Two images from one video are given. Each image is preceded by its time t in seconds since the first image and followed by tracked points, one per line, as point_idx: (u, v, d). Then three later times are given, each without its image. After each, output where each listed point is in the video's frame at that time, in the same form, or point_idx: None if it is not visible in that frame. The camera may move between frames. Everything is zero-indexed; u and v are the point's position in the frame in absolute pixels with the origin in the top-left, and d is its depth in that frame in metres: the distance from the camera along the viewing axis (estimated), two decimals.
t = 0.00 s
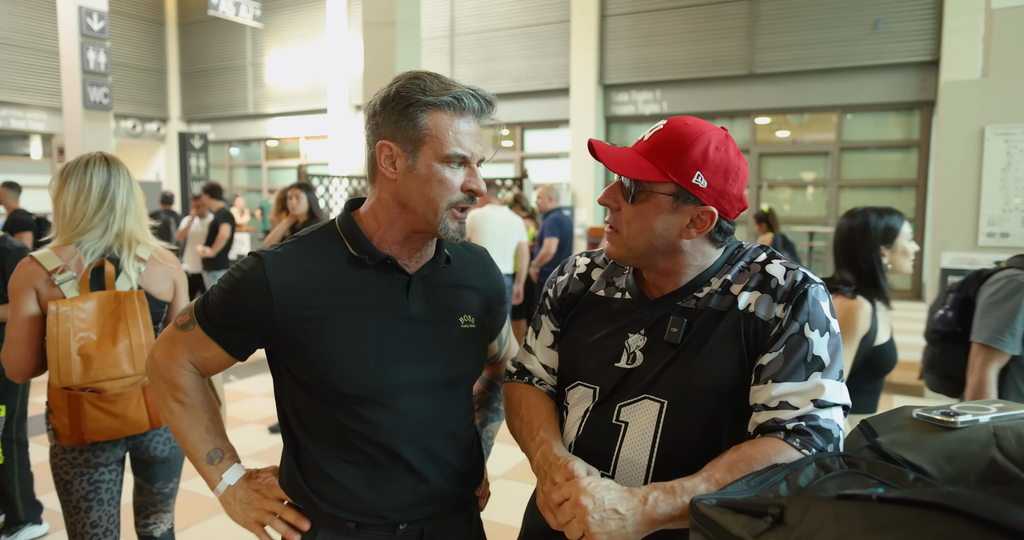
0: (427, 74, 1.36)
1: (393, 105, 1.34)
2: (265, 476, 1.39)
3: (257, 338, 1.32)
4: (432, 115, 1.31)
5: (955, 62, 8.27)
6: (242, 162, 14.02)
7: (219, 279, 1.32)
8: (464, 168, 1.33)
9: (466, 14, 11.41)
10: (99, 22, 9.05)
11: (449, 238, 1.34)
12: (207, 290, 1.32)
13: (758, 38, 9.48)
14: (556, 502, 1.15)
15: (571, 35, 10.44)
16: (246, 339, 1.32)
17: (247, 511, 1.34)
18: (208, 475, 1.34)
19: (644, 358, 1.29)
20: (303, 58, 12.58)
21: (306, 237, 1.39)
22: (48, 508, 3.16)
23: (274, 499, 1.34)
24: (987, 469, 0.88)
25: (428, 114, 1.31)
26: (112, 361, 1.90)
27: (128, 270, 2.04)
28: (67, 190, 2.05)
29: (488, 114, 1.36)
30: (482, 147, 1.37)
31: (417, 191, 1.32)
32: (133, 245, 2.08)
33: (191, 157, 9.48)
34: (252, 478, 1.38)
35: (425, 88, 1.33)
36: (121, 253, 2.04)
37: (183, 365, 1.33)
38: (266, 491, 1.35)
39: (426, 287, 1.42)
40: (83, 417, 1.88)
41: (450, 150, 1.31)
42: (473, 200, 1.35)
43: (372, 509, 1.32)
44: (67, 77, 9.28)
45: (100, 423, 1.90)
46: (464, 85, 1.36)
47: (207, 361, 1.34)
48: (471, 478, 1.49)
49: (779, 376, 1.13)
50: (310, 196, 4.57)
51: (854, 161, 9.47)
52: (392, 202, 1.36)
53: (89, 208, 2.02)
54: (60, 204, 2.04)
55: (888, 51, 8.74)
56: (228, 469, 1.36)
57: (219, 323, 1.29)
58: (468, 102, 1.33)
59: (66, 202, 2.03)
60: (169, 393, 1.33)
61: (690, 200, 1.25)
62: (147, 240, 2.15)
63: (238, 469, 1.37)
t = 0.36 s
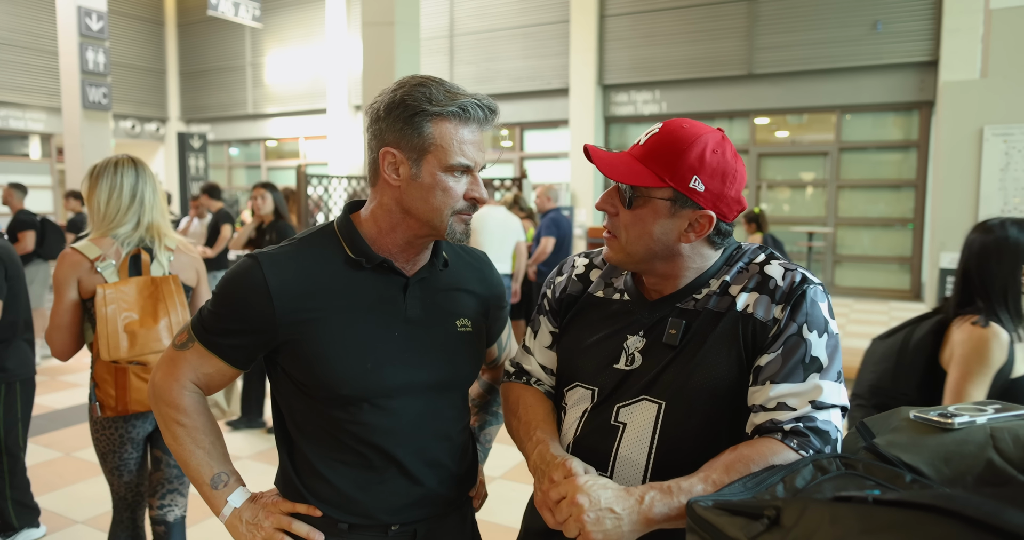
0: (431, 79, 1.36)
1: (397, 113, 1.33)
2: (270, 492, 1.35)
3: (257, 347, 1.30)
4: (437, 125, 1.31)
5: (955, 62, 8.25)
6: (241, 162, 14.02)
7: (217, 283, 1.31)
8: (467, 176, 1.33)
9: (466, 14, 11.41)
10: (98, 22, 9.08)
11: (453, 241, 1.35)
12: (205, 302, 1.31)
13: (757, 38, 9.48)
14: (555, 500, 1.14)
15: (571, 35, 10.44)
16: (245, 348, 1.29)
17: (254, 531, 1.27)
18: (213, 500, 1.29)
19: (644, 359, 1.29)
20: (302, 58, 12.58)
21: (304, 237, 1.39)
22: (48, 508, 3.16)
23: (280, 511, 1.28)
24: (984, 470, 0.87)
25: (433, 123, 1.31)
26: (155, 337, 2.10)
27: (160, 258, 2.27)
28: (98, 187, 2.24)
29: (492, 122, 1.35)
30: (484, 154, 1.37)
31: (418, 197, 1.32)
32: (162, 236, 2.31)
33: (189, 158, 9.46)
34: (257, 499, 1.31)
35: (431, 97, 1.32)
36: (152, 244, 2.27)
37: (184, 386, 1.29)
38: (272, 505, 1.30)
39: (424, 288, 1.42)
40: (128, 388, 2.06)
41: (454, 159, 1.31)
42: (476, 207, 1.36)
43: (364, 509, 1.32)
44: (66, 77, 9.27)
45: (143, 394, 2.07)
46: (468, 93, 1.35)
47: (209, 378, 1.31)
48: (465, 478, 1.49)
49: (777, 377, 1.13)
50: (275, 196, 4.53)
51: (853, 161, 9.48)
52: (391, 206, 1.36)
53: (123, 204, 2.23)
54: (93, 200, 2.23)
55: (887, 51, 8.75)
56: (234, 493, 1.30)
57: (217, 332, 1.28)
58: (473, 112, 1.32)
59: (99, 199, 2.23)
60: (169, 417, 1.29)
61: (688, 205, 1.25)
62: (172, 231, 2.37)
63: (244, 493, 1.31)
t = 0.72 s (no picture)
0: (428, 82, 1.35)
1: (394, 115, 1.32)
2: (267, 496, 1.36)
3: (254, 348, 1.30)
4: (433, 127, 1.30)
5: (954, 62, 8.25)
6: (240, 162, 14.01)
7: (213, 283, 1.31)
8: (463, 178, 1.33)
9: (465, 14, 11.41)
10: (97, 22, 9.09)
11: (450, 243, 1.35)
12: (199, 302, 1.31)
13: (757, 38, 9.47)
14: (550, 498, 1.14)
15: (571, 35, 10.44)
16: (241, 348, 1.29)
17: (254, 534, 1.29)
18: (210, 506, 1.28)
19: (641, 358, 1.29)
20: (302, 58, 12.59)
21: (303, 236, 1.39)
22: (47, 509, 3.16)
23: (280, 514, 1.29)
24: (981, 471, 0.87)
25: (430, 126, 1.30)
26: (154, 337, 2.16)
27: (167, 262, 2.38)
28: (114, 194, 2.36)
29: (488, 124, 1.35)
30: (481, 157, 1.37)
31: (418, 199, 1.32)
32: (170, 241, 2.42)
33: (189, 158, 9.46)
34: (256, 503, 1.32)
35: (428, 99, 1.31)
36: (161, 248, 2.38)
37: (179, 390, 1.29)
38: (272, 508, 1.31)
39: (421, 288, 1.41)
40: (126, 383, 2.10)
41: (451, 162, 1.31)
42: (472, 208, 1.36)
43: (363, 509, 1.32)
44: (65, 77, 9.26)
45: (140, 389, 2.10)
46: (465, 96, 1.35)
47: (204, 382, 1.31)
48: (461, 476, 1.49)
49: (775, 378, 1.13)
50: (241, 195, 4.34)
51: (853, 161, 9.48)
52: (390, 208, 1.36)
53: (136, 211, 2.34)
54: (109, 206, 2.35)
55: (886, 51, 8.75)
56: (231, 498, 1.29)
57: (212, 335, 1.28)
58: (469, 114, 1.32)
59: (114, 205, 2.35)
60: (164, 422, 1.28)
61: (696, 204, 1.25)
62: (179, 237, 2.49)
63: (241, 497, 1.31)
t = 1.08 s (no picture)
0: (420, 81, 1.35)
1: (388, 114, 1.33)
2: (263, 496, 1.35)
3: (250, 346, 1.29)
4: (426, 126, 1.30)
5: (953, 62, 8.25)
6: (239, 162, 14.01)
7: (209, 281, 1.30)
8: (458, 176, 1.33)
9: (464, 14, 11.41)
10: (96, 22, 9.09)
11: (445, 241, 1.35)
12: (195, 301, 1.30)
13: (756, 38, 9.47)
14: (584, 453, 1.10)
15: (570, 35, 10.44)
16: (237, 347, 1.29)
17: (249, 534, 1.29)
18: (206, 505, 1.27)
19: (639, 358, 1.29)
20: (302, 58, 12.59)
21: (300, 235, 1.39)
22: (45, 509, 3.16)
23: (274, 515, 1.29)
24: (978, 472, 0.87)
25: (422, 124, 1.30)
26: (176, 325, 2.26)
27: (175, 257, 2.50)
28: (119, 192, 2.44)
29: (481, 122, 1.35)
30: (476, 155, 1.36)
31: (412, 198, 1.32)
32: (176, 238, 2.54)
33: (188, 158, 9.45)
34: (252, 502, 1.33)
35: (419, 98, 1.31)
36: (169, 243, 2.50)
37: (176, 389, 1.28)
38: (267, 508, 1.31)
39: (419, 287, 1.41)
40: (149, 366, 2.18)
41: (445, 161, 1.30)
42: (468, 207, 1.35)
43: (359, 509, 1.32)
44: (64, 77, 9.25)
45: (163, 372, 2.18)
46: (457, 93, 1.35)
47: (201, 380, 1.31)
48: (458, 476, 1.49)
49: (772, 379, 1.13)
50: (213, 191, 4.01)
51: (852, 161, 9.49)
52: (386, 208, 1.36)
53: (145, 208, 2.43)
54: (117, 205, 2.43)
55: (885, 51, 8.75)
56: (227, 497, 1.29)
57: (209, 333, 1.27)
58: (462, 112, 1.32)
59: (122, 202, 2.43)
60: (161, 421, 1.28)
61: (701, 196, 1.25)
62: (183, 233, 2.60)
63: (237, 497, 1.30)
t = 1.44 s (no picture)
0: (417, 78, 1.35)
1: (384, 113, 1.32)
2: (263, 496, 1.35)
3: (251, 344, 1.29)
4: (422, 122, 1.30)
5: (954, 62, 8.24)
6: (239, 162, 14.01)
7: (212, 279, 1.30)
8: (457, 173, 1.32)
9: (464, 14, 11.41)
10: (96, 22, 9.09)
11: (443, 243, 1.34)
12: (197, 299, 1.30)
13: (756, 38, 9.46)
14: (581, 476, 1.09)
15: (570, 35, 10.44)
16: (238, 345, 1.28)
17: (249, 534, 1.28)
18: (207, 504, 1.28)
19: (641, 357, 1.28)
20: (302, 58, 12.59)
21: (302, 233, 1.39)
22: (45, 509, 3.15)
23: (274, 515, 1.29)
24: (981, 472, 0.87)
25: (417, 121, 1.30)
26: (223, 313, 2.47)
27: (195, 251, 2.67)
28: (132, 194, 2.55)
29: (479, 117, 1.35)
30: (474, 151, 1.36)
31: (410, 196, 1.32)
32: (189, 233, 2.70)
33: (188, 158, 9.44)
34: (252, 502, 1.32)
35: (415, 95, 1.31)
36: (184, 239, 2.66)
37: (177, 387, 1.28)
38: (267, 508, 1.31)
39: (420, 285, 1.41)
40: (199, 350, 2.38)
41: (442, 157, 1.30)
42: (468, 205, 1.34)
43: (358, 510, 1.32)
44: (65, 77, 9.24)
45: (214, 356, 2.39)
46: (454, 90, 1.34)
47: (203, 379, 1.30)
48: (460, 477, 1.49)
49: (774, 379, 1.13)
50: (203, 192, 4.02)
51: (852, 161, 9.49)
52: (385, 207, 1.36)
53: (161, 206, 2.57)
54: (134, 204, 2.53)
55: (885, 51, 8.75)
56: (227, 498, 1.29)
57: (210, 331, 1.27)
58: (458, 108, 1.32)
59: (137, 203, 2.54)
60: (162, 421, 1.27)
61: (679, 198, 1.24)
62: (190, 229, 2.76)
63: (238, 497, 1.30)
